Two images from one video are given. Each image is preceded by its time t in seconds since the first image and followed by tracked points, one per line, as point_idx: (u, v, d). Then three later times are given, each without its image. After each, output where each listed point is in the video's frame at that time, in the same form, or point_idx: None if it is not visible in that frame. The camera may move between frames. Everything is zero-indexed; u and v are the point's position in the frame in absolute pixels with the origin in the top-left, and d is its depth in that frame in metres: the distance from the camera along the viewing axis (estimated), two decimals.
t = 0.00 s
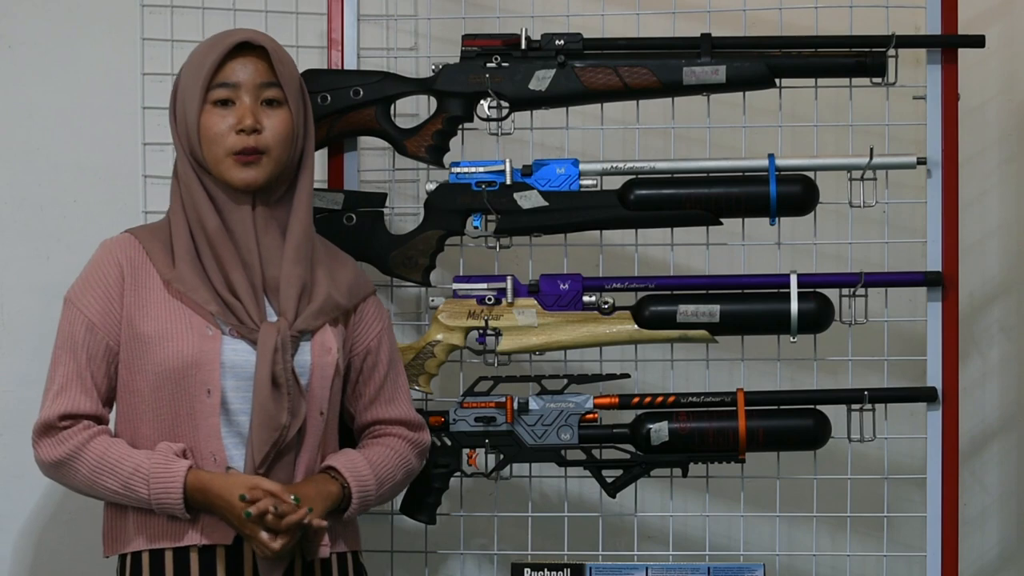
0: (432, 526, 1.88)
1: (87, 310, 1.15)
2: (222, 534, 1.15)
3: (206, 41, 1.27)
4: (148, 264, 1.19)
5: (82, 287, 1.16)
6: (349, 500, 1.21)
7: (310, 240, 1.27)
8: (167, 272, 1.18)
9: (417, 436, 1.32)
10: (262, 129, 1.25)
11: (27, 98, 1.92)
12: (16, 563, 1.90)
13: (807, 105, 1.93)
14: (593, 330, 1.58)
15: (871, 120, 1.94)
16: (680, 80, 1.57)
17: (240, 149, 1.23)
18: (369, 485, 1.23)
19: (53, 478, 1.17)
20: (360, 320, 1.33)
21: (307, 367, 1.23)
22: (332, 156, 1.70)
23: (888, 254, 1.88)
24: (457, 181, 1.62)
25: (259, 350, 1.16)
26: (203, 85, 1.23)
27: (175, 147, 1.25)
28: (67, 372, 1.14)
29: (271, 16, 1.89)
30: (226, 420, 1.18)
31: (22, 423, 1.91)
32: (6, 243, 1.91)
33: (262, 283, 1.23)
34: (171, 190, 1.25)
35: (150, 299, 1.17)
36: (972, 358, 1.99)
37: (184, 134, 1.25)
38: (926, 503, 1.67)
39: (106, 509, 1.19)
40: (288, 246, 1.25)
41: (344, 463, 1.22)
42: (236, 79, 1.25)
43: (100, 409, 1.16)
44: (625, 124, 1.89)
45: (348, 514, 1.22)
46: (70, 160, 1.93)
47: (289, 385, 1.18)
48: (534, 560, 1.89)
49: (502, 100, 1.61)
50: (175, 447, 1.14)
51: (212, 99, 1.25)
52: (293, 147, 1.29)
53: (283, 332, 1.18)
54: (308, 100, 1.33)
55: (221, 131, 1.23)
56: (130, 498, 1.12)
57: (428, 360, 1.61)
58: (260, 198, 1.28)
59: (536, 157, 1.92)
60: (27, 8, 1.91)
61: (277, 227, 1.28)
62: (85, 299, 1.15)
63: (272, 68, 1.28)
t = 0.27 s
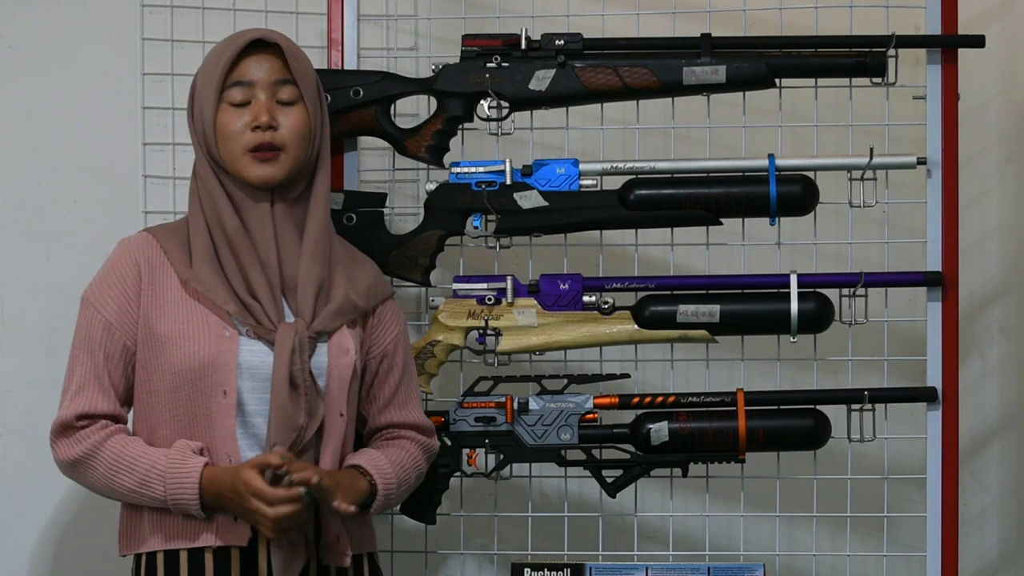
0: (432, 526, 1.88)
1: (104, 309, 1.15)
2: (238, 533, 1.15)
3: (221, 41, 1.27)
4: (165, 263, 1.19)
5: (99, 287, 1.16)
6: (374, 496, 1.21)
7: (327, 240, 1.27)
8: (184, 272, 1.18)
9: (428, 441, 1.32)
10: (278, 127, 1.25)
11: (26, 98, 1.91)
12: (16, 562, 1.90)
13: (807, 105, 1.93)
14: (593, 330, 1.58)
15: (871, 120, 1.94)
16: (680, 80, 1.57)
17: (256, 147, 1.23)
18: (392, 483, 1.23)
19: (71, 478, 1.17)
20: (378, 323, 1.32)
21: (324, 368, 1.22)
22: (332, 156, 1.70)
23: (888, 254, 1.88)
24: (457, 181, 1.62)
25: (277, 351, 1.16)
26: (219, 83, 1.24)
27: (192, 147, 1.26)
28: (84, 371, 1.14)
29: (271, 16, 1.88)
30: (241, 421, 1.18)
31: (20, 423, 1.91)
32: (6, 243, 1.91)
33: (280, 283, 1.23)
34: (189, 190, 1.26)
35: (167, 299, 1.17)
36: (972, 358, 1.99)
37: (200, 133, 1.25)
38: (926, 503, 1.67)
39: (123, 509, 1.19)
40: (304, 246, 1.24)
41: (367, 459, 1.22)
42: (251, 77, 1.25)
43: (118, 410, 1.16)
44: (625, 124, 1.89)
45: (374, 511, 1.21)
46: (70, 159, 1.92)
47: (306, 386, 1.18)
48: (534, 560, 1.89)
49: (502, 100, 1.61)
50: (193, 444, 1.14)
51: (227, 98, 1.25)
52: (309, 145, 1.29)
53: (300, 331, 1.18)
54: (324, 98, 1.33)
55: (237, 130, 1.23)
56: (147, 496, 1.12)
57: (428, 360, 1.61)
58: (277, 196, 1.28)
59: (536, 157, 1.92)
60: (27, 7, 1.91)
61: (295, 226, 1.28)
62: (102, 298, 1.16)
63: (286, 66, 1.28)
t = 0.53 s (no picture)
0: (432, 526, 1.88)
1: (113, 310, 1.16)
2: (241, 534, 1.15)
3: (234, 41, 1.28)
4: (175, 263, 1.20)
5: (111, 287, 1.18)
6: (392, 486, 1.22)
7: (338, 240, 1.26)
8: (193, 271, 1.18)
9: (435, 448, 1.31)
10: (289, 126, 1.25)
11: (26, 98, 1.92)
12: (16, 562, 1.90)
13: (807, 105, 1.93)
14: (592, 330, 1.58)
15: (871, 120, 1.94)
16: (680, 80, 1.57)
17: (266, 146, 1.23)
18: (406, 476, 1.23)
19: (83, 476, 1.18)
20: (392, 325, 1.31)
21: (331, 369, 1.22)
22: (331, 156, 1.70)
23: (888, 254, 1.88)
24: (457, 181, 1.63)
25: (282, 350, 1.16)
26: (229, 83, 1.24)
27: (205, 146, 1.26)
28: (95, 371, 1.15)
29: (271, 16, 1.88)
30: (246, 420, 1.18)
31: (21, 423, 1.91)
32: (6, 243, 1.91)
33: (288, 282, 1.23)
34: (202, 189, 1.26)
35: (175, 298, 1.18)
36: (972, 358, 1.99)
37: (212, 132, 1.26)
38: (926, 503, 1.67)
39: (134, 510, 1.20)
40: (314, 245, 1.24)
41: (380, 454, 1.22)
42: (262, 76, 1.25)
43: (129, 409, 1.17)
44: (625, 124, 1.89)
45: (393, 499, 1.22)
46: (70, 159, 1.92)
47: (312, 386, 1.18)
48: (534, 560, 1.89)
49: (502, 100, 1.61)
50: (196, 443, 1.14)
51: (238, 98, 1.25)
52: (322, 145, 1.29)
53: (306, 332, 1.18)
54: (337, 98, 1.32)
55: (247, 129, 1.23)
56: (149, 494, 1.12)
57: (428, 360, 1.62)
58: (290, 196, 1.28)
59: (536, 157, 1.92)
60: (27, 7, 1.90)
61: (307, 225, 1.28)
62: (112, 298, 1.17)
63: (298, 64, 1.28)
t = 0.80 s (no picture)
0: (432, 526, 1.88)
1: (117, 312, 1.16)
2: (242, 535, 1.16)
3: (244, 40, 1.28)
4: (179, 263, 1.20)
5: (115, 289, 1.18)
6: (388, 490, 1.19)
7: (342, 240, 1.25)
8: (196, 272, 1.18)
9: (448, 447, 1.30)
10: (297, 125, 1.25)
11: (27, 98, 1.92)
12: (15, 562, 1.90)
13: (807, 105, 1.93)
14: (592, 330, 1.58)
15: (871, 120, 1.94)
16: (680, 80, 1.57)
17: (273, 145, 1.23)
18: (410, 476, 1.22)
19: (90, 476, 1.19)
20: (399, 326, 1.29)
21: (333, 370, 1.21)
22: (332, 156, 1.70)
23: (888, 254, 1.88)
24: (457, 181, 1.63)
25: (282, 350, 1.16)
26: (238, 81, 1.24)
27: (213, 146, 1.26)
28: (99, 372, 1.15)
29: (271, 16, 1.89)
30: (246, 422, 1.18)
31: (20, 422, 1.91)
32: (6, 242, 1.91)
33: (292, 283, 1.22)
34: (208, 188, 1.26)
35: (178, 299, 1.18)
36: (972, 358, 1.99)
37: (221, 132, 1.26)
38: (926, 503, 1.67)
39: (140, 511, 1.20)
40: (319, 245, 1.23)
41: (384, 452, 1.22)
42: (271, 75, 1.26)
43: (132, 409, 1.17)
44: (625, 124, 1.89)
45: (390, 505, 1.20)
46: (70, 159, 1.92)
47: (312, 387, 1.18)
48: (534, 560, 1.89)
49: (502, 100, 1.61)
50: (192, 446, 1.14)
51: (247, 96, 1.25)
52: (329, 145, 1.28)
53: (306, 333, 1.18)
54: (346, 99, 1.32)
55: (255, 127, 1.23)
56: (147, 495, 1.12)
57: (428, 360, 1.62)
58: (297, 196, 1.27)
59: (536, 157, 1.93)
60: (27, 8, 1.91)
61: (313, 226, 1.27)
62: (116, 300, 1.17)
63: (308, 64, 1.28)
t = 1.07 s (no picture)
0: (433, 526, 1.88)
1: (115, 310, 1.16)
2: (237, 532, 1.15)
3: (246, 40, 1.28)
4: (178, 263, 1.20)
5: (113, 286, 1.18)
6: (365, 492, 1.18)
7: (340, 241, 1.25)
8: (195, 272, 1.18)
9: (450, 445, 1.28)
10: (298, 125, 1.25)
11: (26, 98, 1.92)
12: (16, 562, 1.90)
13: (807, 105, 1.93)
14: (592, 330, 1.58)
15: (871, 120, 1.94)
16: (680, 80, 1.57)
17: (274, 145, 1.23)
18: (388, 482, 1.19)
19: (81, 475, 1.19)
20: (396, 324, 1.29)
21: (332, 371, 1.21)
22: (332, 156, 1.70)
23: (888, 254, 1.88)
24: (457, 181, 1.63)
25: (280, 353, 1.15)
26: (239, 81, 1.24)
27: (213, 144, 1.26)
28: (95, 370, 1.15)
29: (271, 16, 1.89)
30: (245, 422, 1.18)
31: (21, 422, 1.91)
32: (5, 242, 1.91)
33: (290, 283, 1.23)
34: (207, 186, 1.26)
35: (177, 299, 1.18)
36: (973, 358, 1.99)
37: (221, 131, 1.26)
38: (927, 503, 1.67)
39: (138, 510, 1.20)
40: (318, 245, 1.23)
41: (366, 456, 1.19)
42: (273, 75, 1.25)
43: (128, 408, 1.17)
44: (625, 124, 1.89)
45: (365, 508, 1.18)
46: (69, 160, 1.93)
47: (308, 389, 1.18)
48: (534, 560, 1.89)
49: (502, 100, 1.61)
50: (195, 441, 1.15)
51: (248, 96, 1.25)
52: (330, 146, 1.28)
53: (304, 334, 1.17)
54: (346, 100, 1.32)
55: (256, 127, 1.23)
56: (147, 491, 1.12)
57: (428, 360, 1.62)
58: (296, 196, 1.27)
59: (536, 157, 1.93)
60: (27, 8, 1.91)
61: (312, 226, 1.27)
62: (114, 298, 1.17)
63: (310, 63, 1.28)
